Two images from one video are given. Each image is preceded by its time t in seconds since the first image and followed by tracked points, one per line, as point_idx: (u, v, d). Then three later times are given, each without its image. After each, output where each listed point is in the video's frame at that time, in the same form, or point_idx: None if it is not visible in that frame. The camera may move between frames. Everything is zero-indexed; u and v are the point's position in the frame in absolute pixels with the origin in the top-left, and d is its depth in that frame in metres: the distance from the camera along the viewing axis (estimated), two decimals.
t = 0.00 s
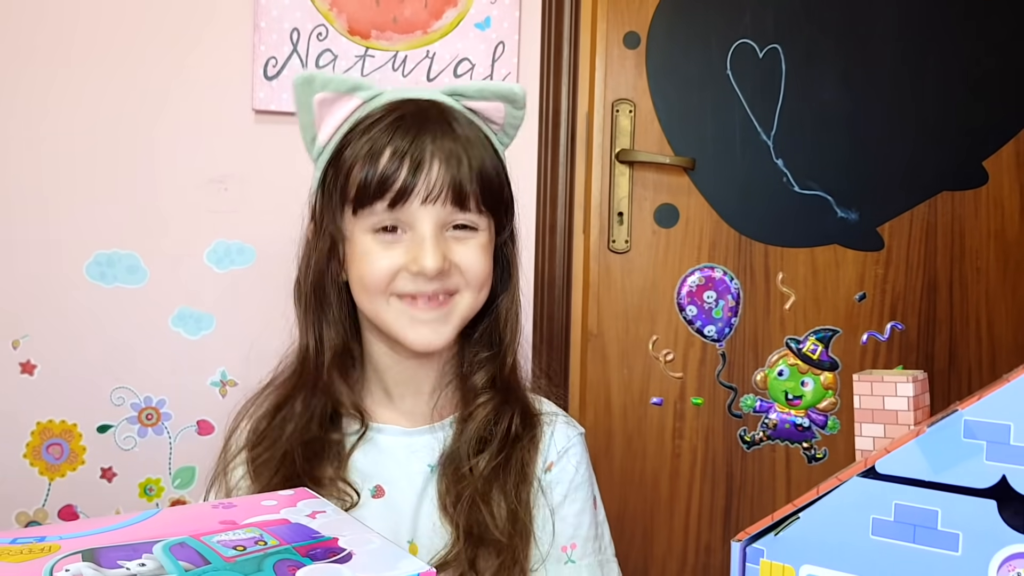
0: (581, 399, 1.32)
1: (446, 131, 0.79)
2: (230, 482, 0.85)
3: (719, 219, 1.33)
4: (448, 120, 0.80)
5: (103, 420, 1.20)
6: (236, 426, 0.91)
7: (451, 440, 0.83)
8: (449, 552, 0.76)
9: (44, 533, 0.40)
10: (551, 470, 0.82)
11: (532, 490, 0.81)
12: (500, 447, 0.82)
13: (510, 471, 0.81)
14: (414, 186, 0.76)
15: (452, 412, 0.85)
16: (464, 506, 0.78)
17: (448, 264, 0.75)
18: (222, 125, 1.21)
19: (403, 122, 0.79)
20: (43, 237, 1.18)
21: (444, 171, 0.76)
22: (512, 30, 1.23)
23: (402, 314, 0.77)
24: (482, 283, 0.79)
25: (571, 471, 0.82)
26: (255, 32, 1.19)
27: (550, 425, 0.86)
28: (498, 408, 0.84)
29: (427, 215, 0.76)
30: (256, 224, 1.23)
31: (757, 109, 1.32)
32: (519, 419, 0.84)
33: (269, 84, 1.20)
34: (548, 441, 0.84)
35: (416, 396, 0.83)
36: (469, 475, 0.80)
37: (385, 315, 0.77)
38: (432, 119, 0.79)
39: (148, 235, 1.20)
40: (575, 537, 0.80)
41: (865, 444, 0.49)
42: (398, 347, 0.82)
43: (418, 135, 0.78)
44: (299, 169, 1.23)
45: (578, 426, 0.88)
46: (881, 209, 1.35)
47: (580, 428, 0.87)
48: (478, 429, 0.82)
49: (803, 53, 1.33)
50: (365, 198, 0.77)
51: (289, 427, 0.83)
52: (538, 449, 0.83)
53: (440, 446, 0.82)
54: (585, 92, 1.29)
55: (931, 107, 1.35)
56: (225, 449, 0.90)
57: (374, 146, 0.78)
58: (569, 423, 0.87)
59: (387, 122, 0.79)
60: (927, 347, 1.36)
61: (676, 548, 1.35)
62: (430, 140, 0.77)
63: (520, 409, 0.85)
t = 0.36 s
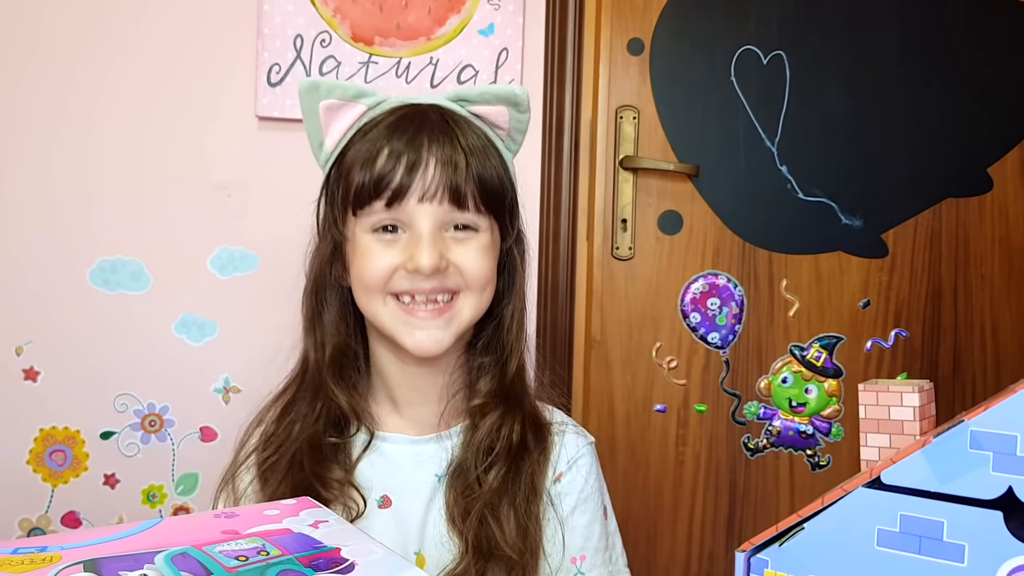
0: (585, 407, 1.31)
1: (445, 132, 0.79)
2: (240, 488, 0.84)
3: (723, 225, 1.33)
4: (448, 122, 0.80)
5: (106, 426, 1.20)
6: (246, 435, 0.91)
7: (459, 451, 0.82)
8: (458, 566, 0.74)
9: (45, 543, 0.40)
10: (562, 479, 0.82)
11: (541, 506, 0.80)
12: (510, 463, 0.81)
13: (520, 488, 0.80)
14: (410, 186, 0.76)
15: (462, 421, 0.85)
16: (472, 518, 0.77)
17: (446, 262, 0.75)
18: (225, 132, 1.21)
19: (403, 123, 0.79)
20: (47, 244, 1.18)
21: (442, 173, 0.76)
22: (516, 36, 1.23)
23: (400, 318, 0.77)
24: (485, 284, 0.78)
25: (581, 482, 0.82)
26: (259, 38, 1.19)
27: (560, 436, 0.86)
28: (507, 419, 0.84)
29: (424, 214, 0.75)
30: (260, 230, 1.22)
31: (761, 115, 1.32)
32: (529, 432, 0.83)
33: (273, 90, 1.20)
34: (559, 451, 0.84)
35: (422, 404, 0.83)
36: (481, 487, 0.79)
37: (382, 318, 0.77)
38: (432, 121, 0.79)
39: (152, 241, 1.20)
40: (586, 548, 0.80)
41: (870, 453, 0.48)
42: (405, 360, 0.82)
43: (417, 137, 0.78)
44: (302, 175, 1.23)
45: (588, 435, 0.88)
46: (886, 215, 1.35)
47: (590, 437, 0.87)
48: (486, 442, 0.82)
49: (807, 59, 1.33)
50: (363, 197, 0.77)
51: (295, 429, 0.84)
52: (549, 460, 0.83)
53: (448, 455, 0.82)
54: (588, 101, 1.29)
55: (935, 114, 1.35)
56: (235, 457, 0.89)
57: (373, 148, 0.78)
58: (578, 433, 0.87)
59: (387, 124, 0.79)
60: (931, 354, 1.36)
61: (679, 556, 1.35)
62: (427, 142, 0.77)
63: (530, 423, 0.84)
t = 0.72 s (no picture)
0: (600, 411, 1.32)
1: (456, 167, 0.79)
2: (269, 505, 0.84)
3: (739, 232, 1.33)
4: (459, 155, 0.80)
5: (127, 429, 1.22)
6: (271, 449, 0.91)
7: (477, 466, 0.83)
8: None
9: (76, 551, 0.41)
10: (579, 489, 0.83)
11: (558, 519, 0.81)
12: (527, 477, 0.82)
13: (539, 500, 0.81)
14: (421, 229, 0.76)
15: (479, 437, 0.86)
16: (491, 532, 0.78)
17: (458, 303, 0.76)
18: (245, 139, 1.23)
19: (414, 158, 0.79)
20: (70, 250, 1.20)
21: (453, 213, 0.77)
22: (532, 44, 1.24)
23: (413, 353, 0.79)
24: (497, 317, 0.79)
25: (596, 491, 0.83)
26: (278, 46, 1.21)
27: (577, 446, 0.87)
28: (524, 439, 0.84)
29: (436, 256, 0.77)
30: (279, 236, 1.24)
31: (776, 122, 1.32)
32: (547, 449, 0.84)
33: (292, 98, 1.21)
34: (575, 461, 0.85)
35: (440, 417, 0.85)
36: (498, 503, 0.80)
37: (398, 351, 0.79)
38: (442, 155, 0.80)
39: (173, 247, 1.22)
40: (602, 557, 0.81)
41: (880, 467, 0.49)
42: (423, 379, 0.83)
43: (428, 173, 0.78)
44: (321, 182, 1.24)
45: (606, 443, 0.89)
46: (901, 222, 1.35)
47: (607, 446, 0.87)
48: (503, 463, 0.82)
49: (822, 66, 1.33)
50: (374, 237, 0.78)
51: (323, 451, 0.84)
52: (566, 471, 0.83)
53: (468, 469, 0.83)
54: (604, 109, 1.29)
55: (950, 121, 1.35)
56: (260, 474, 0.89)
57: (385, 185, 0.79)
58: (596, 442, 0.88)
59: (400, 157, 0.80)
60: (947, 360, 1.36)
61: (694, 560, 1.35)
62: (437, 177, 0.78)
63: (547, 441, 0.85)
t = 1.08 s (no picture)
0: (598, 412, 1.34)
1: (456, 156, 0.82)
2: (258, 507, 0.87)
3: (735, 235, 1.35)
4: (460, 146, 0.83)
5: (132, 430, 1.24)
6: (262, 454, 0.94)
7: (470, 475, 0.84)
8: None
9: (88, 548, 0.43)
10: (570, 492, 0.84)
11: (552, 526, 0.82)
12: (518, 484, 0.83)
13: (531, 507, 0.82)
14: (421, 208, 0.78)
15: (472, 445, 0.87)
16: (485, 544, 0.79)
17: (455, 282, 0.77)
18: (248, 144, 1.24)
19: (415, 147, 0.82)
20: (75, 253, 1.22)
21: (453, 196, 0.79)
22: (532, 50, 1.26)
23: (408, 338, 0.79)
24: (492, 306, 0.80)
25: (587, 494, 0.84)
26: (281, 52, 1.23)
27: (568, 449, 0.88)
28: (513, 446, 0.85)
29: (434, 235, 0.78)
30: (281, 240, 1.26)
31: (772, 127, 1.34)
32: (539, 452, 0.85)
33: (295, 103, 1.23)
34: (567, 464, 0.86)
35: (433, 425, 0.86)
36: (492, 512, 0.81)
37: (392, 337, 0.79)
38: (443, 145, 0.82)
39: (177, 250, 1.24)
40: (595, 558, 0.82)
41: (859, 467, 0.50)
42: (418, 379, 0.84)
43: (429, 160, 0.81)
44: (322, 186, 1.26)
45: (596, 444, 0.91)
46: (896, 226, 1.37)
47: (596, 448, 0.89)
48: (496, 465, 0.83)
49: (818, 73, 1.35)
50: (374, 218, 0.80)
51: (312, 452, 0.86)
52: (558, 474, 0.85)
53: (460, 477, 0.85)
54: (604, 114, 1.31)
55: (945, 127, 1.37)
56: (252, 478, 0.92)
57: (385, 170, 0.81)
58: (586, 443, 0.89)
59: (400, 146, 0.82)
60: (941, 363, 1.38)
61: (691, 559, 1.37)
62: (438, 165, 0.80)
63: (537, 442, 0.86)
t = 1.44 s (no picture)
0: (596, 416, 1.37)
1: (469, 178, 0.85)
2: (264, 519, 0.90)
3: (731, 243, 1.38)
4: (473, 169, 0.86)
5: (140, 434, 1.26)
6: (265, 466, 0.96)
7: (470, 489, 0.87)
8: None
9: (115, 559, 0.45)
10: (567, 503, 0.87)
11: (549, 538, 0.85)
12: (518, 497, 0.85)
13: (528, 522, 0.84)
14: (433, 223, 0.82)
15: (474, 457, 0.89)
16: (483, 556, 0.81)
17: (463, 291, 0.80)
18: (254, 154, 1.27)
19: (430, 167, 0.86)
20: (85, 260, 1.24)
21: (465, 213, 0.83)
22: (531, 62, 1.30)
23: (416, 344, 0.80)
24: (497, 318, 0.82)
25: (584, 504, 0.88)
26: (286, 65, 1.25)
27: (565, 460, 0.91)
28: (512, 455, 0.88)
29: (445, 246, 0.81)
30: (286, 248, 1.29)
31: (767, 137, 1.37)
32: (537, 462, 0.88)
33: (300, 115, 1.26)
34: (564, 475, 0.89)
35: (437, 438, 0.88)
36: (491, 524, 0.84)
37: (398, 343, 0.81)
38: (457, 167, 0.86)
39: (184, 258, 1.26)
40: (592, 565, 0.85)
41: (837, 483, 0.53)
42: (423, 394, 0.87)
43: (443, 180, 0.84)
44: (326, 196, 1.29)
45: (593, 452, 0.94)
46: (888, 234, 1.40)
47: (593, 457, 0.92)
48: (496, 477, 0.86)
49: (812, 84, 1.37)
50: (389, 231, 0.83)
51: (320, 462, 0.89)
52: (557, 485, 0.88)
53: (461, 489, 0.87)
54: (602, 124, 1.34)
55: (935, 136, 1.40)
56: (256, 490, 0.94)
57: (400, 188, 0.85)
58: (583, 453, 0.92)
59: (415, 167, 0.86)
60: (932, 368, 1.41)
61: (687, 560, 1.40)
62: (453, 185, 0.84)
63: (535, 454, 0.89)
